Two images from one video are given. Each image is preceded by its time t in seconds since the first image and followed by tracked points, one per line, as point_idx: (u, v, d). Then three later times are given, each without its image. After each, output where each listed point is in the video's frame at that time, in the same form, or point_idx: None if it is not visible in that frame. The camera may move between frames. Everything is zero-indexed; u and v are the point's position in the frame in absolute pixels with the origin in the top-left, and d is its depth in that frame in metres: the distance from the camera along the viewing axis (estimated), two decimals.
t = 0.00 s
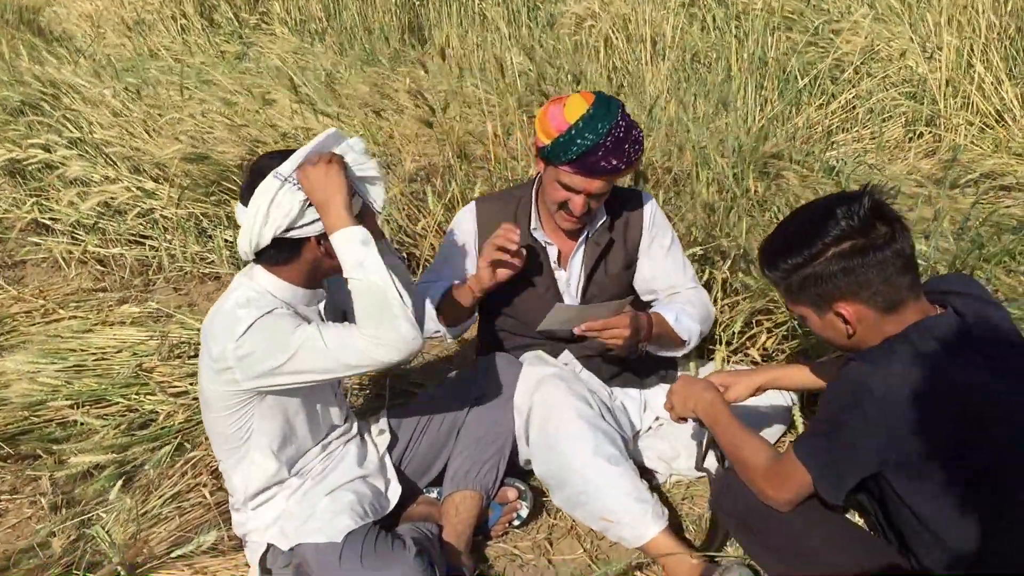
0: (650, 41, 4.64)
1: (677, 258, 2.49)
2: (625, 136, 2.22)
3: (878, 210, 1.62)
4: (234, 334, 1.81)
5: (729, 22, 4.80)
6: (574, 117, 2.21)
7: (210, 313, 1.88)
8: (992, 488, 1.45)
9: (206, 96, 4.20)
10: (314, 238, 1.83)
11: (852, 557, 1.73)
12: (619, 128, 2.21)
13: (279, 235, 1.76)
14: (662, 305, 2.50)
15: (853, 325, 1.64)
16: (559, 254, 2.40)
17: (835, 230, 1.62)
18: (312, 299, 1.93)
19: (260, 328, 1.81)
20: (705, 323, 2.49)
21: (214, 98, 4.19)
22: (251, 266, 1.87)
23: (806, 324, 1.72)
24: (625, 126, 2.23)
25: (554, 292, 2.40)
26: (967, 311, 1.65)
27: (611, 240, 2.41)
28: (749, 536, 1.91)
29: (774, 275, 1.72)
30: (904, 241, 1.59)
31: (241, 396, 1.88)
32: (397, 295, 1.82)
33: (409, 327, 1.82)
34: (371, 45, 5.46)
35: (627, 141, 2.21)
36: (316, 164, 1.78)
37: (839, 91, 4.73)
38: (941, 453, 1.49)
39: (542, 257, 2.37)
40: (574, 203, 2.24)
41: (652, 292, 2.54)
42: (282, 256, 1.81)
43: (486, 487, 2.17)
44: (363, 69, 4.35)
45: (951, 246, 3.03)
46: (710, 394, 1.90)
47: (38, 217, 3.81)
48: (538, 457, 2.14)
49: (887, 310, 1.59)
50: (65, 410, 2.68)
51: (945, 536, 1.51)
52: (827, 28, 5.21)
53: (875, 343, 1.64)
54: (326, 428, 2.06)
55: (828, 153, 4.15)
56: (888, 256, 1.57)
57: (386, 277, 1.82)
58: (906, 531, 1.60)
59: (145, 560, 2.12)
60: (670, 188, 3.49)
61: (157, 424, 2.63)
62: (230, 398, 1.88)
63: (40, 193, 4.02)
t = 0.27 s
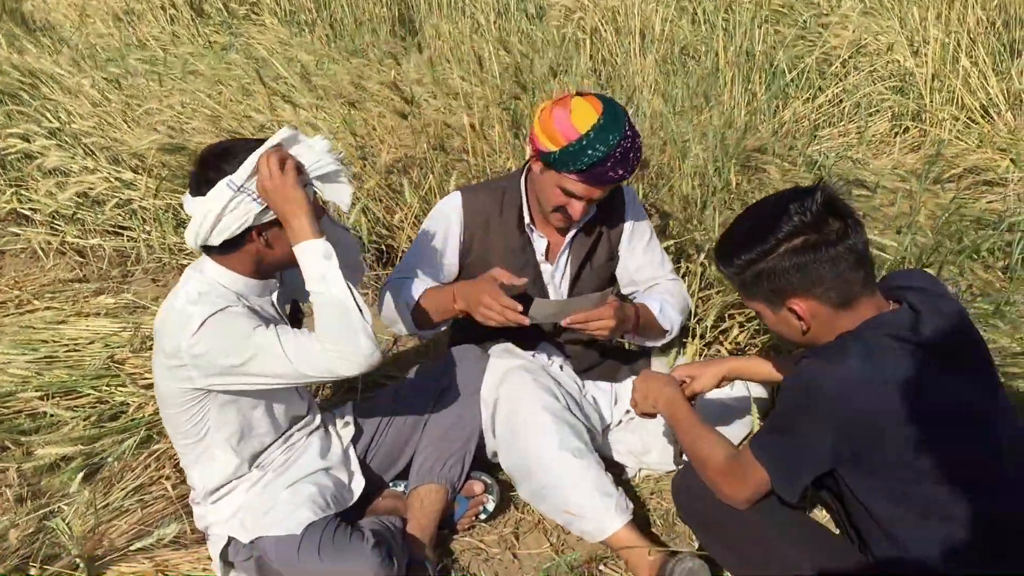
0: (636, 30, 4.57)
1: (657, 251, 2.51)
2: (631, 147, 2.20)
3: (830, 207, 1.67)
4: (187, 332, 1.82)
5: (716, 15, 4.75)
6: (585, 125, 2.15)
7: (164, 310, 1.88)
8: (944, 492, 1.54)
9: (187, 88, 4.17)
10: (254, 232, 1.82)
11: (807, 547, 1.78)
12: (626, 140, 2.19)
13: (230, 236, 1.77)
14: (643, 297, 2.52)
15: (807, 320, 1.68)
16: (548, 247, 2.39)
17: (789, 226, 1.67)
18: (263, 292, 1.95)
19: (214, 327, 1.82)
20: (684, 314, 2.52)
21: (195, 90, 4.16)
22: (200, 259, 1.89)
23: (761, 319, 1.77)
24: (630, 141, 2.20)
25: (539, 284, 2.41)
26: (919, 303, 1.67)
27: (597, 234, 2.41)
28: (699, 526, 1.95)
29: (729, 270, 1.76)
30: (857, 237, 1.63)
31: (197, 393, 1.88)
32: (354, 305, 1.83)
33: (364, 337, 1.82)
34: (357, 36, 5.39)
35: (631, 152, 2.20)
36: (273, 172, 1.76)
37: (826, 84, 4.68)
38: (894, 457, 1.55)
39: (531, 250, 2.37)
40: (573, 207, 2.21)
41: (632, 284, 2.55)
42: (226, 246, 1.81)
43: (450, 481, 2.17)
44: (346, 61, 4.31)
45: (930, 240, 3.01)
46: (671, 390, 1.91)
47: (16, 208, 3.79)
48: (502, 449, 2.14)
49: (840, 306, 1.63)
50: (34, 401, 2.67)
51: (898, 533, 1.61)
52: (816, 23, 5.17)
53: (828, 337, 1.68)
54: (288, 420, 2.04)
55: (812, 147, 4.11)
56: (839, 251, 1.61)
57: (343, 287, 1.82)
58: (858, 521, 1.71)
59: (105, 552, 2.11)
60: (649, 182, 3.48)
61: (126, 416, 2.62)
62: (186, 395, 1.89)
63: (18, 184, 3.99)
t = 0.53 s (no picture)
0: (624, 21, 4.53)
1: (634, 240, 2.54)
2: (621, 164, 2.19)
3: (796, 199, 1.67)
4: (151, 317, 1.83)
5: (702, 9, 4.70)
6: (580, 175, 2.09)
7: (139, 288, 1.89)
8: (908, 487, 1.54)
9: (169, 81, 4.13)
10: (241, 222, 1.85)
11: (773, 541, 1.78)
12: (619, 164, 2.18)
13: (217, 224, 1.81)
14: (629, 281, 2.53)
15: (771, 313, 1.68)
16: (528, 244, 2.37)
17: (754, 217, 1.66)
18: (240, 280, 1.95)
19: (173, 315, 1.81)
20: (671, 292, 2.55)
21: (176, 82, 4.13)
22: (179, 244, 1.90)
23: (727, 310, 1.77)
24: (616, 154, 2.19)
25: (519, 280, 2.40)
26: (883, 296, 1.67)
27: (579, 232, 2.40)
28: (666, 519, 1.94)
29: (695, 261, 1.76)
30: (821, 229, 1.63)
31: (165, 379, 1.88)
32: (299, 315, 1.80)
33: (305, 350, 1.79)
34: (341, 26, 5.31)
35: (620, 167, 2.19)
36: (269, 175, 1.77)
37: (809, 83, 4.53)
38: (859, 452, 1.55)
39: (512, 249, 2.35)
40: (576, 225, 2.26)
41: (618, 269, 2.58)
42: (209, 233, 1.84)
43: (421, 472, 2.17)
44: (328, 53, 4.27)
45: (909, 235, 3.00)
46: (636, 381, 1.92)
47: None
48: (472, 441, 2.13)
49: (804, 300, 1.63)
50: (7, 392, 2.66)
51: (863, 526, 1.61)
52: (804, 18, 5.12)
53: (792, 330, 1.68)
54: (258, 412, 2.03)
55: (797, 141, 4.05)
56: (803, 244, 1.61)
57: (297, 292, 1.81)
58: (822, 515, 1.71)
59: (72, 542, 2.11)
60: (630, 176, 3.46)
61: (100, 406, 2.61)
62: (153, 379, 1.89)
63: None
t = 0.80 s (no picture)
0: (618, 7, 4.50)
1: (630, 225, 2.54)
2: (611, 139, 2.14)
3: (779, 180, 1.66)
4: (133, 283, 1.86)
5: None
6: (565, 132, 2.06)
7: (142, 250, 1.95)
8: (888, 472, 1.54)
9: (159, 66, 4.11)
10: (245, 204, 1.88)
11: (754, 530, 1.79)
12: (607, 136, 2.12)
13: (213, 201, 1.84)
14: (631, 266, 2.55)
15: (754, 295, 1.67)
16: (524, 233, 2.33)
17: (737, 199, 1.66)
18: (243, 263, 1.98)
19: (146, 286, 1.84)
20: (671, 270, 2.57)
21: (167, 67, 4.10)
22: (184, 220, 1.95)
23: (710, 293, 1.76)
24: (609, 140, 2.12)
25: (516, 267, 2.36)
26: (866, 281, 1.66)
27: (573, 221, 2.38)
28: (648, 504, 1.94)
29: (678, 243, 1.76)
30: (804, 211, 1.63)
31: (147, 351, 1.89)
32: (200, 312, 1.74)
33: (201, 347, 1.74)
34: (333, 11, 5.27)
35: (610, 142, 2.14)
36: (232, 170, 1.75)
37: (804, 72, 4.54)
38: (838, 435, 1.54)
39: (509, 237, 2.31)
40: (560, 206, 2.17)
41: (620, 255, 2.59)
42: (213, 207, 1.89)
43: (404, 456, 2.16)
44: (321, 38, 4.25)
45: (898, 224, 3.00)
46: (618, 366, 1.92)
47: None
48: (457, 425, 2.13)
49: (787, 282, 1.62)
50: None
51: (845, 510, 1.60)
52: (800, 8, 5.08)
53: (775, 312, 1.68)
54: (239, 393, 2.02)
55: (789, 131, 4.01)
56: (786, 226, 1.61)
57: (206, 287, 1.74)
58: (803, 501, 1.70)
59: (53, 522, 2.12)
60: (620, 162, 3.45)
61: (85, 388, 2.61)
62: (134, 348, 1.90)
63: None
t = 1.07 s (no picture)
0: None
1: (637, 189, 2.52)
2: (581, 100, 2.16)
3: (776, 166, 1.66)
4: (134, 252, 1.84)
5: None
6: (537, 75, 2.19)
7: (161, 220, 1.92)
8: (882, 462, 1.52)
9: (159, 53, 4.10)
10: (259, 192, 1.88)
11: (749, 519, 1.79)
12: (576, 94, 2.16)
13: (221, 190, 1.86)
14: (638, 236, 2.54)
15: (750, 281, 1.67)
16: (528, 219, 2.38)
17: (733, 184, 1.66)
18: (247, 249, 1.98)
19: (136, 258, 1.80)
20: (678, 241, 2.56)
21: (167, 55, 4.10)
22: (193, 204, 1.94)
23: (706, 278, 1.77)
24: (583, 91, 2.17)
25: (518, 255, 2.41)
26: (863, 268, 1.65)
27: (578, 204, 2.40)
28: (644, 492, 1.95)
29: (675, 228, 1.76)
30: (801, 198, 1.63)
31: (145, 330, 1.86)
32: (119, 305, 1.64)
33: (117, 342, 1.66)
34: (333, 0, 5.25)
35: (580, 108, 2.15)
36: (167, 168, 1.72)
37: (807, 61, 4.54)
38: (831, 424, 1.53)
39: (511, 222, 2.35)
40: (522, 164, 2.19)
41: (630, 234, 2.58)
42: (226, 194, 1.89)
43: (400, 442, 2.18)
44: (320, 27, 4.24)
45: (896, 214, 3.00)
46: (613, 352, 1.94)
47: None
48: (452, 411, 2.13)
49: (783, 268, 1.62)
50: None
51: (840, 500, 1.58)
52: None
53: (770, 299, 1.68)
54: (240, 377, 2.03)
55: (789, 122, 4.00)
56: (782, 212, 1.60)
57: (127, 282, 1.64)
58: (798, 490, 1.69)
59: (48, 505, 2.13)
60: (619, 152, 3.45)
61: (82, 373, 2.61)
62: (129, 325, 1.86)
63: None
